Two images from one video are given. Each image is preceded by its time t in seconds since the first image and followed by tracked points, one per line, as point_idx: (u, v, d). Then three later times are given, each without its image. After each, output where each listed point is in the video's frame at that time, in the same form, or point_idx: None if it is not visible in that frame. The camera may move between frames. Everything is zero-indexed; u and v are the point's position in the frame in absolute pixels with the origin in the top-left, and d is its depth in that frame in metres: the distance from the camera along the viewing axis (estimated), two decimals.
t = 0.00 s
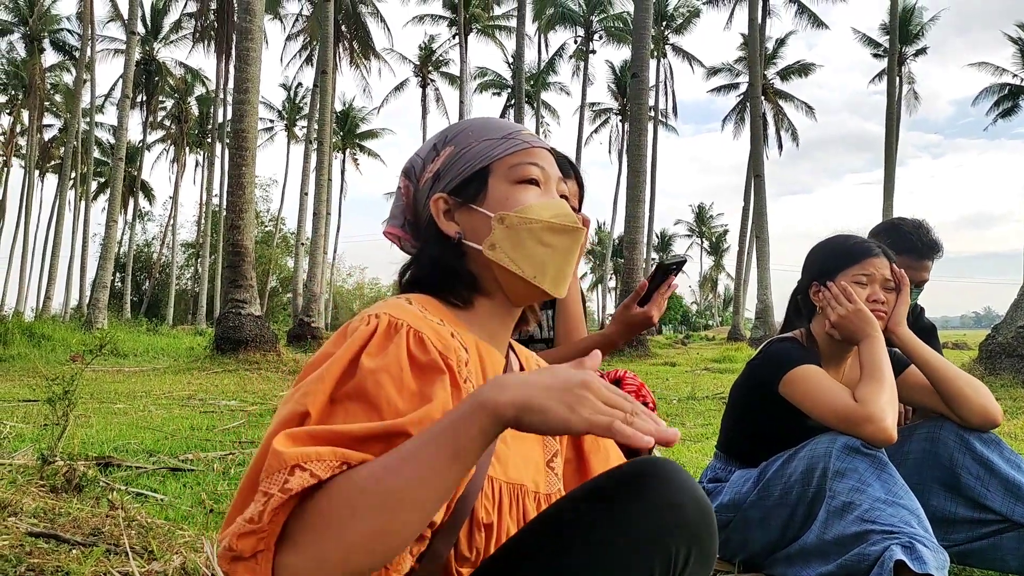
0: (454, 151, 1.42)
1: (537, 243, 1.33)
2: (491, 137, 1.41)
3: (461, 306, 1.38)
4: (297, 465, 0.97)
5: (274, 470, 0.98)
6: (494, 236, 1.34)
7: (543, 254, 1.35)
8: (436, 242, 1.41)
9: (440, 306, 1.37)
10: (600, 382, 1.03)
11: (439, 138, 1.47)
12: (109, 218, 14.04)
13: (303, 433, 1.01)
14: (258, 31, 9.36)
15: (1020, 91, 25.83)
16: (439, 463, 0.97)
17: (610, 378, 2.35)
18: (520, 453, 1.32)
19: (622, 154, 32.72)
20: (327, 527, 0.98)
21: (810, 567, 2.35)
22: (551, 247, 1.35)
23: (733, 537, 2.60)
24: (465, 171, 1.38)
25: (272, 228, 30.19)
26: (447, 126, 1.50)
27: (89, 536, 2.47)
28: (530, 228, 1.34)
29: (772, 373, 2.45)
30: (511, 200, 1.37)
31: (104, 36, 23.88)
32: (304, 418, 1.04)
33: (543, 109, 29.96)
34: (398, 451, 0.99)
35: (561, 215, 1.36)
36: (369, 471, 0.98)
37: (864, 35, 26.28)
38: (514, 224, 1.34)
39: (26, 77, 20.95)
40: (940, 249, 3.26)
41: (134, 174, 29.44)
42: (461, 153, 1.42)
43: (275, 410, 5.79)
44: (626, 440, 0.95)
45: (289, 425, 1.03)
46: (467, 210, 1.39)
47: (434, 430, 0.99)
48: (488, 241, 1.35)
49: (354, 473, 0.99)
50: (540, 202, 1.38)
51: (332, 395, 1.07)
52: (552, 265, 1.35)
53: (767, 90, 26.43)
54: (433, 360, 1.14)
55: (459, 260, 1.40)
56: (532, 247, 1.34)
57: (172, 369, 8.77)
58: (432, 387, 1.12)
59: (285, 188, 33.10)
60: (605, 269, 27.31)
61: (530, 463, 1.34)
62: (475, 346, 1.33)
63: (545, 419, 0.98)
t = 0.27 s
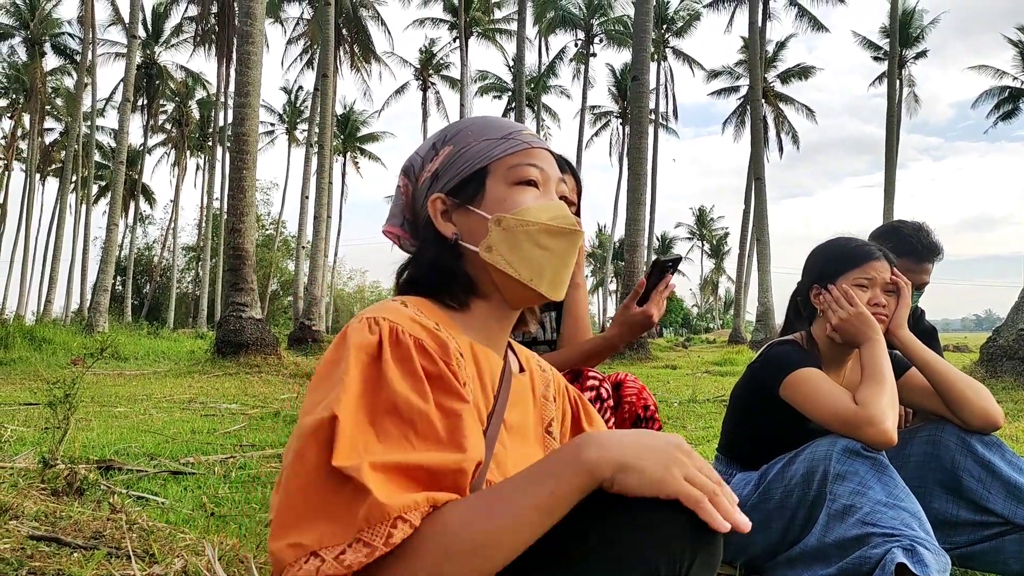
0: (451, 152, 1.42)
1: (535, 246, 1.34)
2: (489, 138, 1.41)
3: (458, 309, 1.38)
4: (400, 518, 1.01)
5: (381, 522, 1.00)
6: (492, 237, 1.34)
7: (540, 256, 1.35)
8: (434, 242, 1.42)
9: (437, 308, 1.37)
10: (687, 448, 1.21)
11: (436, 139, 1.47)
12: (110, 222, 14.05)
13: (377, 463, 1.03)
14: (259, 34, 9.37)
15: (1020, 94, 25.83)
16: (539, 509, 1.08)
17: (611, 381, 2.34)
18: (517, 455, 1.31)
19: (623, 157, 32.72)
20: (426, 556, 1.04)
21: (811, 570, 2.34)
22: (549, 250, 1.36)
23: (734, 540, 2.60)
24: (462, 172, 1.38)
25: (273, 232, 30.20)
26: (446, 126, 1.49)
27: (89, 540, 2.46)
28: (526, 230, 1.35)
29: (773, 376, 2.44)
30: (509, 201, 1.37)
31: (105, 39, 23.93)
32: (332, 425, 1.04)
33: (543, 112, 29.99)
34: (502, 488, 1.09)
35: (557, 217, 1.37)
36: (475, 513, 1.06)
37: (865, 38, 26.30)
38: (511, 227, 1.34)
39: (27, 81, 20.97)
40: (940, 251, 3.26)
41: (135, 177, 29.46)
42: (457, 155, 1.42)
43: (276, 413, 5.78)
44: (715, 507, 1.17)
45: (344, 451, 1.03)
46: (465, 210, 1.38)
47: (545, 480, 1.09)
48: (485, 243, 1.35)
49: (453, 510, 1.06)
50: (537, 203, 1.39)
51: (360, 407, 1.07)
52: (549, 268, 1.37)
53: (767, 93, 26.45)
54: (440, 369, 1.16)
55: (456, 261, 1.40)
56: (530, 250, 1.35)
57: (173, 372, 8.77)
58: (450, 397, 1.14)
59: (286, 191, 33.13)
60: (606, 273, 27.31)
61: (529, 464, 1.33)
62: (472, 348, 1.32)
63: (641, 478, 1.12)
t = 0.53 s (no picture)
0: (452, 155, 1.42)
1: (540, 242, 1.34)
2: (488, 138, 1.41)
3: (465, 311, 1.38)
4: (426, 529, 1.01)
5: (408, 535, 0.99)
6: (495, 237, 1.34)
7: (545, 252, 1.35)
8: (437, 246, 1.41)
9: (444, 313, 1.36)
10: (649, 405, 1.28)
11: (436, 144, 1.47)
12: (111, 225, 14.06)
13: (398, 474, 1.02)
14: (260, 37, 9.38)
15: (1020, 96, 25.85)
16: (546, 504, 1.08)
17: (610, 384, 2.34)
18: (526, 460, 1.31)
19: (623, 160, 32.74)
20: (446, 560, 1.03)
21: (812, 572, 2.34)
22: (553, 246, 1.36)
23: (735, 542, 2.59)
24: (463, 174, 1.38)
25: (274, 235, 30.22)
26: (445, 130, 1.50)
27: (91, 542, 2.46)
28: (530, 227, 1.35)
29: (773, 377, 2.44)
30: (512, 200, 1.37)
31: (106, 43, 23.98)
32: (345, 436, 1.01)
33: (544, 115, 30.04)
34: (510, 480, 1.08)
35: (561, 211, 1.38)
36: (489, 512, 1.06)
37: (865, 41, 26.33)
38: (514, 224, 1.34)
39: (28, 84, 21.00)
40: (940, 253, 3.26)
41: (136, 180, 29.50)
42: (458, 157, 1.41)
43: (277, 416, 5.78)
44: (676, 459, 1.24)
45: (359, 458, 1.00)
46: (467, 212, 1.38)
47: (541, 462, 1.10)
48: (490, 242, 1.35)
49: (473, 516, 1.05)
50: (540, 200, 1.39)
51: (373, 416, 1.05)
52: (555, 263, 1.36)
53: (767, 95, 26.49)
54: (453, 380, 1.14)
55: (461, 264, 1.40)
56: (535, 246, 1.35)
57: (173, 375, 8.78)
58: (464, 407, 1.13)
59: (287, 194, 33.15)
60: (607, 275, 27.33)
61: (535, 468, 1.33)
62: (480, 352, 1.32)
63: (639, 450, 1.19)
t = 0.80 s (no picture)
0: (459, 158, 1.42)
1: (550, 245, 1.32)
2: (496, 141, 1.41)
3: (472, 313, 1.38)
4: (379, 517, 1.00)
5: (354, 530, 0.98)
6: (504, 239, 1.33)
7: (555, 256, 1.33)
8: (444, 249, 1.41)
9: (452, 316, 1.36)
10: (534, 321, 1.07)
11: (444, 146, 1.47)
12: (112, 227, 14.07)
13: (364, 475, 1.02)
14: (260, 39, 9.39)
15: (1020, 98, 25.87)
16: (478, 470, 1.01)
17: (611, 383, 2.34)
18: (531, 463, 1.30)
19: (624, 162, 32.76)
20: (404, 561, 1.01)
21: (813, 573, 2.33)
22: (564, 249, 1.33)
23: (735, 544, 2.59)
24: (472, 177, 1.38)
25: (274, 237, 30.25)
26: (451, 134, 1.50)
27: (91, 544, 2.46)
28: (539, 229, 1.33)
29: (773, 378, 2.45)
30: (520, 203, 1.37)
31: (107, 45, 24.02)
32: (348, 450, 1.03)
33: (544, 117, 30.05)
34: (435, 465, 1.02)
35: (571, 214, 1.35)
36: (427, 501, 1.01)
37: (864, 42, 26.34)
38: (523, 229, 1.32)
39: (28, 87, 21.02)
40: (940, 253, 3.26)
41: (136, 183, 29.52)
42: (465, 160, 1.41)
43: (277, 418, 5.78)
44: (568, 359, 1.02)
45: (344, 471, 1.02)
46: (477, 216, 1.38)
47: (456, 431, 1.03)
48: (498, 245, 1.34)
49: (416, 507, 1.02)
50: (548, 203, 1.39)
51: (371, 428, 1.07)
52: (564, 268, 1.34)
53: (767, 97, 26.50)
54: (462, 383, 1.15)
55: (468, 267, 1.39)
56: (544, 249, 1.32)
57: (173, 377, 8.78)
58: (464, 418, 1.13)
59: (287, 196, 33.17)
60: (607, 277, 27.33)
61: (542, 471, 1.33)
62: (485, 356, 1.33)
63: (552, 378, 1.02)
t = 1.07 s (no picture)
0: (466, 155, 1.42)
1: (548, 248, 1.33)
2: (506, 142, 1.42)
3: (471, 312, 1.39)
4: (297, 495, 0.98)
5: (277, 507, 0.98)
6: (504, 239, 1.34)
7: (555, 259, 1.35)
8: (445, 246, 1.41)
9: (449, 314, 1.37)
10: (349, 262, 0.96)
11: (452, 144, 1.47)
12: (111, 229, 14.05)
13: (309, 462, 1.01)
14: (259, 40, 9.39)
15: (1019, 98, 25.89)
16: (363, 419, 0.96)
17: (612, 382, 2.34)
18: (529, 463, 1.30)
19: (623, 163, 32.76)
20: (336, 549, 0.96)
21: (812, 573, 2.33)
22: (562, 252, 1.34)
23: (735, 544, 2.58)
24: (477, 175, 1.38)
25: (274, 238, 30.25)
26: (457, 132, 1.49)
27: (90, 545, 2.46)
28: (540, 231, 1.34)
29: (772, 378, 2.45)
30: (524, 205, 1.37)
31: (106, 47, 24.00)
32: (321, 448, 1.04)
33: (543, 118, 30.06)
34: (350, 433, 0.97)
35: (573, 221, 1.37)
36: (342, 477, 0.96)
37: (864, 43, 26.35)
38: (524, 228, 1.34)
39: (27, 88, 21.00)
40: (937, 253, 3.26)
41: (135, 184, 29.52)
42: (470, 159, 1.41)
43: (276, 419, 5.78)
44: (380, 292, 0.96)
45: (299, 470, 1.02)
46: (478, 213, 1.38)
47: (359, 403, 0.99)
48: (498, 245, 1.34)
49: (335, 487, 0.97)
50: (552, 206, 1.39)
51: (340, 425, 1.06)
52: (562, 270, 1.36)
53: (767, 98, 26.51)
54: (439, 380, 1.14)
55: (468, 265, 1.39)
56: (542, 251, 1.34)
57: (173, 378, 8.77)
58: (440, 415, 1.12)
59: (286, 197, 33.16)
60: (606, 278, 27.30)
61: (540, 471, 1.32)
62: (483, 356, 1.34)
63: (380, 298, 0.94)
